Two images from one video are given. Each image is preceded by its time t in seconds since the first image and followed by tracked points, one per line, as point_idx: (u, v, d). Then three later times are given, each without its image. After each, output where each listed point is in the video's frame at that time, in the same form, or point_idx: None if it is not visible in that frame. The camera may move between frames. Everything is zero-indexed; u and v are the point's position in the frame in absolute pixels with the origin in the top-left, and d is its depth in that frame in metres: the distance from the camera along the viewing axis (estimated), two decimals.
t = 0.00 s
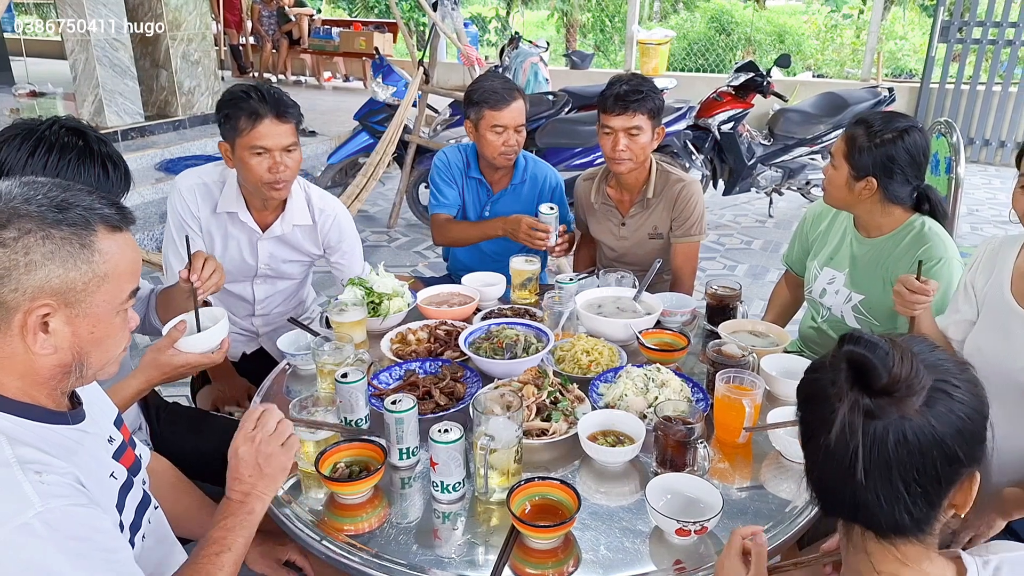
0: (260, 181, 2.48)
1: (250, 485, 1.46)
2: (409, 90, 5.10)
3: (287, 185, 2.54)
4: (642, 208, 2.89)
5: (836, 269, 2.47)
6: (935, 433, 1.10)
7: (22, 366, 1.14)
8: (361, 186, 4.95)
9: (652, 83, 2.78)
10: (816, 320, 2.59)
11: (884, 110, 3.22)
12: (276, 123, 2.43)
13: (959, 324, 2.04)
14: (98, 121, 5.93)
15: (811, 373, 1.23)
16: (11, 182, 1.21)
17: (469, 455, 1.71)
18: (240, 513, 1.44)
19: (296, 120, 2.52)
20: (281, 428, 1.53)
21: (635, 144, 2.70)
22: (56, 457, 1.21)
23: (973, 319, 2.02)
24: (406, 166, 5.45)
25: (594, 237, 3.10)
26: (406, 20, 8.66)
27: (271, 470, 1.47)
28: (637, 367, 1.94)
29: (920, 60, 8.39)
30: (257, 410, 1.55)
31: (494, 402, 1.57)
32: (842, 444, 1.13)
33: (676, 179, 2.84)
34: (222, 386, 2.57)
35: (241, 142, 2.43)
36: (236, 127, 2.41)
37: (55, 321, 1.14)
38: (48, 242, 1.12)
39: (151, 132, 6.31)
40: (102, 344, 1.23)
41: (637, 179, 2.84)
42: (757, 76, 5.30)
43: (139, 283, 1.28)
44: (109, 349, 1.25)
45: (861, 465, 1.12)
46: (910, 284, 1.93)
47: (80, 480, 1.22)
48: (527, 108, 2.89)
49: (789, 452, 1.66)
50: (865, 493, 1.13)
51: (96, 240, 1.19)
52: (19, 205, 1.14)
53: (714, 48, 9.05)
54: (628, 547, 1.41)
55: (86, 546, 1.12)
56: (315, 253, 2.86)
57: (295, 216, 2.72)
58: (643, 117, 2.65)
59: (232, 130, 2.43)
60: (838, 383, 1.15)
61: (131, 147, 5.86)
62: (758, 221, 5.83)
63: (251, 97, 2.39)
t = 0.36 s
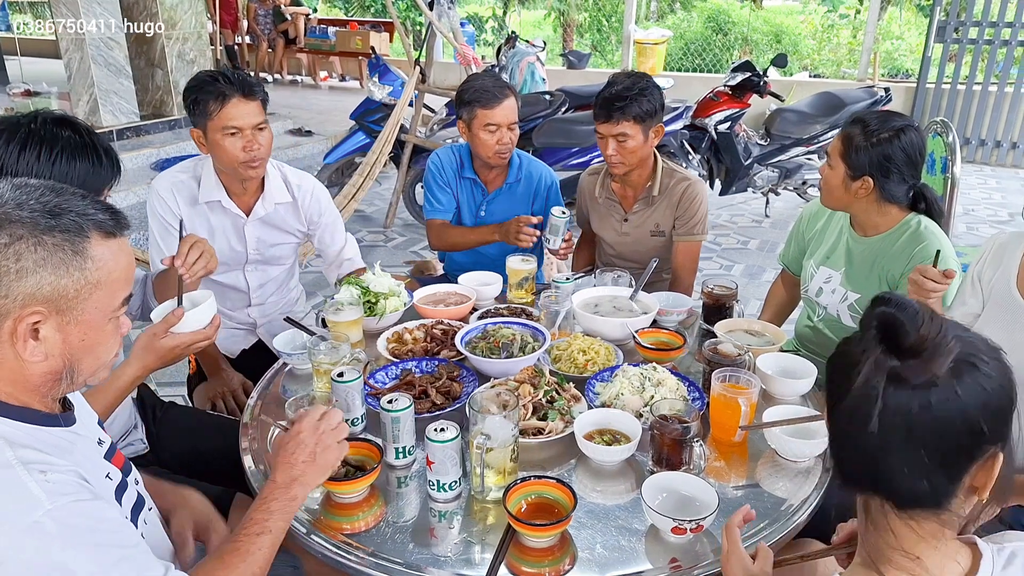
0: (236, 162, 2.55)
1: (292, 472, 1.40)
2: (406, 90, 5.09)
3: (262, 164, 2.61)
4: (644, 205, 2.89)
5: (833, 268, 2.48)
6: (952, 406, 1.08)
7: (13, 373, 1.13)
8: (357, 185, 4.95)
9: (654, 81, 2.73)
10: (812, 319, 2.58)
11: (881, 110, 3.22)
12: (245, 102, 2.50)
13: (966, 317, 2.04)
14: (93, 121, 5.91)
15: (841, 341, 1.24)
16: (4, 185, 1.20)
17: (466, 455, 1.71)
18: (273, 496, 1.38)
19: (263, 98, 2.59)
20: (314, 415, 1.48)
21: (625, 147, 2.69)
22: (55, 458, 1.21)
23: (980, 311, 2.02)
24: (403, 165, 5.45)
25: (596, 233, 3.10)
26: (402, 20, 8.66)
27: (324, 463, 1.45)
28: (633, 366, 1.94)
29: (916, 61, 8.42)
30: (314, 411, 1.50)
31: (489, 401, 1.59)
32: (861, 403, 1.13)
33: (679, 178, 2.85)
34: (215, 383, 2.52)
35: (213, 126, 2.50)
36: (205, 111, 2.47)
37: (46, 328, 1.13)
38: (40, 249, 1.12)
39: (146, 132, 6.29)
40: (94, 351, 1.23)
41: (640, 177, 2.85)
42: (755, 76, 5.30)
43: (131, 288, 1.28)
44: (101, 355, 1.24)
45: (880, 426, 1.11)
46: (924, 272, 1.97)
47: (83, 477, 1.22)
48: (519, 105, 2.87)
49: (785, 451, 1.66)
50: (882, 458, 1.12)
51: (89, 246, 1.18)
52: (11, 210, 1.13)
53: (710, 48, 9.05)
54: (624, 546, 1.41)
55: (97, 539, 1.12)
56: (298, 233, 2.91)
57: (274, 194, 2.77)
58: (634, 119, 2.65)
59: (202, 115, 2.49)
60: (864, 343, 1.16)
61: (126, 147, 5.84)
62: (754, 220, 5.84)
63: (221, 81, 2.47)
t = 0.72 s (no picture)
0: (232, 155, 2.58)
1: (278, 486, 1.39)
2: (403, 90, 5.09)
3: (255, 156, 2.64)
4: (644, 203, 2.90)
5: (828, 267, 2.49)
6: (977, 405, 1.12)
7: (4, 379, 1.14)
8: (354, 186, 4.95)
9: (653, 80, 2.74)
10: (808, 318, 2.60)
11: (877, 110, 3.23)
12: (238, 95, 2.55)
13: (964, 317, 2.05)
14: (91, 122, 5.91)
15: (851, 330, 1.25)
16: None
17: (462, 454, 1.72)
18: (269, 507, 1.38)
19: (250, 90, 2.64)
20: (324, 421, 1.45)
21: (620, 146, 2.71)
22: (46, 464, 1.21)
23: (977, 311, 2.03)
24: (400, 166, 5.45)
25: (595, 231, 3.10)
26: (400, 21, 8.66)
27: (316, 467, 1.44)
28: (630, 365, 1.95)
29: (913, 61, 8.44)
30: (314, 407, 1.46)
31: (485, 399, 1.60)
32: (883, 397, 1.13)
33: (680, 177, 2.86)
34: (209, 375, 2.47)
35: (207, 120, 2.51)
36: (200, 105, 2.49)
37: (37, 333, 1.14)
38: (31, 253, 1.12)
39: (144, 132, 6.29)
40: (86, 354, 1.23)
41: (642, 174, 2.86)
42: (751, 76, 5.31)
43: (123, 291, 1.29)
44: (93, 359, 1.25)
45: (904, 422, 1.11)
46: (925, 272, 1.98)
47: (74, 484, 1.22)
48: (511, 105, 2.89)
49: (780, 450, 1.67)
50: (897, 452, 1.12)
51: (80, 250, 1.19)
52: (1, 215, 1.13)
53: (707, 48, 9.07)
54: (619, 544, 1.42)
55: (89, 548, 1.12)
56: (287, 225, 2.94)
57: (262, 185, 2.81)
58: (628, 119, 2.65)
59: (197, 110, 2.50)
60: (886, 336, 1.17)
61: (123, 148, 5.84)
62: (751, 221, 5.85)
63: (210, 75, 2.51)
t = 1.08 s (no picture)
0: (241, 148, 2.60)
1: (280, 490, 1.40)
2: (401, 90, 5.10)
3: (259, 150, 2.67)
4: (641, 204, 2.90)
5: (824, 267, 2.50)
6: (986, 422, 1.10)
7: (1, 378, 1.14)
8: (352, 186, 4.95)
9: (652, 80, 2.77)
10: (805, 318, 2.61)
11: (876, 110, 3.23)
12: (246, 92, 2.59)
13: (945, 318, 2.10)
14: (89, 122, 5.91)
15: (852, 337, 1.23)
16: None
17: (460, 451, 1.72)
18: (268, 511, 1.38)
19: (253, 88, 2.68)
20: (325, 423, 1.48)
21: (607, 142, 2.72)
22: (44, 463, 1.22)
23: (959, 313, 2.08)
24: (398, 165, 5.45)
25: (591, 231, 3.12)
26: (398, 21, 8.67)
27: (319, 471, 1.45)
28: (627, 364, 1.96)
29: (912, 59, 8.44)
30: (316, 409, 1.48)
31: (483, 398, 1.61)
32: (892, 412, 1.11)
33: (679, 178, 2.86)
34: (212, 353, 2.48)
35: (216, 114, 2.52)
36: (211, 99, 2.51)
37: (35, 333, 1.14)
38: (30, 254, 1.12)
39: (142, 132, 6.29)
40: (85, 356, 1.23)
41: (639, 174, 2.88)
42: (749, 75, 5.32)
43: (125, 293, 1.28)
44: (92, 361, 1.25)
45: (911, 438, 1.10)
46: (903, 272, 2.01)
47: (72, 483, 1.23)
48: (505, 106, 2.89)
49: (778, 449, 1.68)
50: (904, 469, 1.11)
51: (80, 251, 1.19)
52: (2, 215, 1.14)
53: (706, 47, 9.07)
54: (617, 541, 1.43)
55: (85, 547, 1.13)
56: (283, 220, 2.94)
57: (259, 176, 2.82)
58: (616, 115, 2.67)
59: (207, 102, 2.52)
60: (889, 346, 1.15)
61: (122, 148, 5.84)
62: (749, 220, 5.86)
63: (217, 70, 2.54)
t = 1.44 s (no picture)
0: (257, 147, 2.61)
1: (298, 478, 1.40)
2: (402, 89, 5.10)
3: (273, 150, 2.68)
4: (640, 207, 2.89)
5: (821, 270, 2.50)
6: (1008, 430, 1.11)
7: (12, 374, 1.14)
8: (353, 186, 4.95)
9: (658, 80, 2.77)
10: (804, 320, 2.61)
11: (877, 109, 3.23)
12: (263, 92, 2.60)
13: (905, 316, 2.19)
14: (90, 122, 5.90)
15: (857, 342, 1.22)
16: (9, 187, 1.21)
17: (461, 450, 1.73)
18: (288, 498, 1.39)
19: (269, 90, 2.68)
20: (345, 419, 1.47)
21: (603, 140, 2.73)
22: (55, 457, 1.22)
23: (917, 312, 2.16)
24: (398, 165, 5.45)
25: (591, 230, 3.12)
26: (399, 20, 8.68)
27: (334, 464, 1.45)
28: (627, 363, 1.96)
29: (914, 58, 8.43)
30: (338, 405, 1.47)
31: (483, 397, 1.62)
32: (919, 424, 1.10)
33: (678, 185, 2.83)
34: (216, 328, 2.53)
35: (234, 110, 2.54)
36: (229, 96, 2.52)
37: (44, 331, 1.14)
38: (41, 252, 1.12)
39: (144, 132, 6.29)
40: (93, 355, 1.23)
41: (640, 176, 2.86)
42: (751, 74, 5.33)
43: (133, 294, 1.28)
44: (101, 359, 1.24)
45: (939, 449, 1.09)
46: (850, 266, 2.02)
47: (83, 475, 1.23)
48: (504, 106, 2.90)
49: (778, 448, 1.68)
50: (932, 480, 1.10)
51: (91, 250, 1.18)
52: (15, 213, 1.15)
53: (706, 46, 9.06)
54: (617, 540, 1.43)
55: (99, 537, 1.13)
56: (289, 219, 2.94)
57: (268, 175, 2.82)
58: (613, 114, 2.68)
59: (224, 96, 2.52)
60: (895, 356, 1.14)
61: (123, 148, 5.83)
62: (750, 220, 5.86)
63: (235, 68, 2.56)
